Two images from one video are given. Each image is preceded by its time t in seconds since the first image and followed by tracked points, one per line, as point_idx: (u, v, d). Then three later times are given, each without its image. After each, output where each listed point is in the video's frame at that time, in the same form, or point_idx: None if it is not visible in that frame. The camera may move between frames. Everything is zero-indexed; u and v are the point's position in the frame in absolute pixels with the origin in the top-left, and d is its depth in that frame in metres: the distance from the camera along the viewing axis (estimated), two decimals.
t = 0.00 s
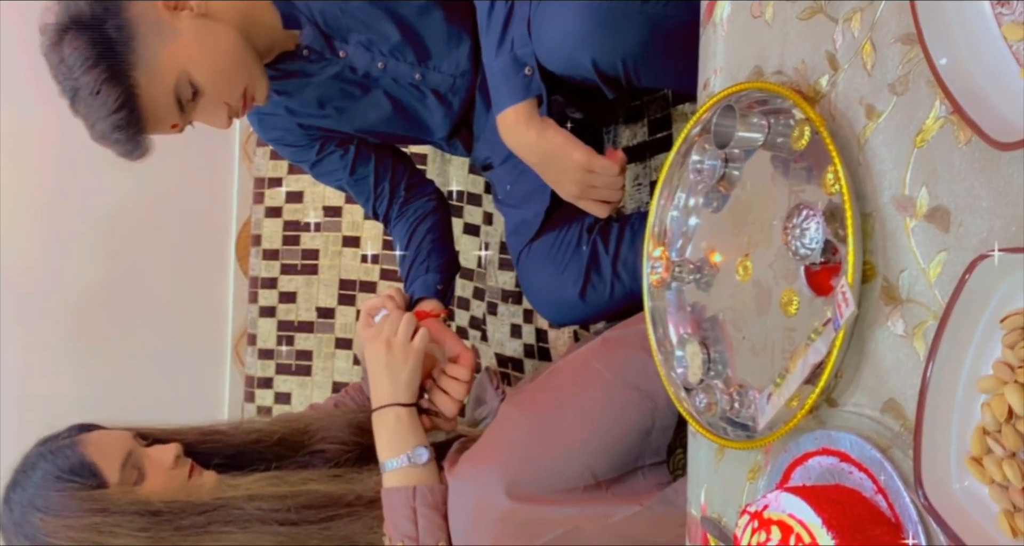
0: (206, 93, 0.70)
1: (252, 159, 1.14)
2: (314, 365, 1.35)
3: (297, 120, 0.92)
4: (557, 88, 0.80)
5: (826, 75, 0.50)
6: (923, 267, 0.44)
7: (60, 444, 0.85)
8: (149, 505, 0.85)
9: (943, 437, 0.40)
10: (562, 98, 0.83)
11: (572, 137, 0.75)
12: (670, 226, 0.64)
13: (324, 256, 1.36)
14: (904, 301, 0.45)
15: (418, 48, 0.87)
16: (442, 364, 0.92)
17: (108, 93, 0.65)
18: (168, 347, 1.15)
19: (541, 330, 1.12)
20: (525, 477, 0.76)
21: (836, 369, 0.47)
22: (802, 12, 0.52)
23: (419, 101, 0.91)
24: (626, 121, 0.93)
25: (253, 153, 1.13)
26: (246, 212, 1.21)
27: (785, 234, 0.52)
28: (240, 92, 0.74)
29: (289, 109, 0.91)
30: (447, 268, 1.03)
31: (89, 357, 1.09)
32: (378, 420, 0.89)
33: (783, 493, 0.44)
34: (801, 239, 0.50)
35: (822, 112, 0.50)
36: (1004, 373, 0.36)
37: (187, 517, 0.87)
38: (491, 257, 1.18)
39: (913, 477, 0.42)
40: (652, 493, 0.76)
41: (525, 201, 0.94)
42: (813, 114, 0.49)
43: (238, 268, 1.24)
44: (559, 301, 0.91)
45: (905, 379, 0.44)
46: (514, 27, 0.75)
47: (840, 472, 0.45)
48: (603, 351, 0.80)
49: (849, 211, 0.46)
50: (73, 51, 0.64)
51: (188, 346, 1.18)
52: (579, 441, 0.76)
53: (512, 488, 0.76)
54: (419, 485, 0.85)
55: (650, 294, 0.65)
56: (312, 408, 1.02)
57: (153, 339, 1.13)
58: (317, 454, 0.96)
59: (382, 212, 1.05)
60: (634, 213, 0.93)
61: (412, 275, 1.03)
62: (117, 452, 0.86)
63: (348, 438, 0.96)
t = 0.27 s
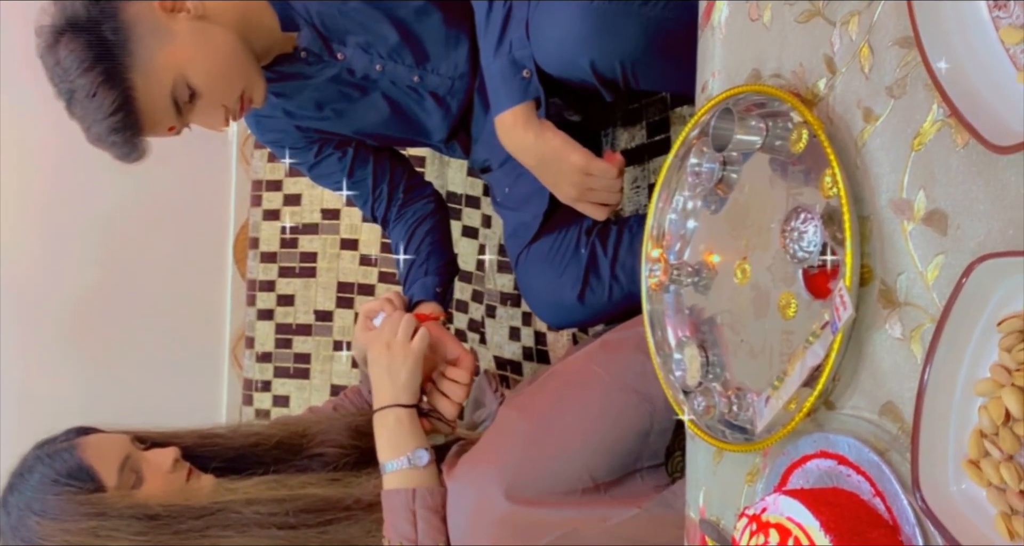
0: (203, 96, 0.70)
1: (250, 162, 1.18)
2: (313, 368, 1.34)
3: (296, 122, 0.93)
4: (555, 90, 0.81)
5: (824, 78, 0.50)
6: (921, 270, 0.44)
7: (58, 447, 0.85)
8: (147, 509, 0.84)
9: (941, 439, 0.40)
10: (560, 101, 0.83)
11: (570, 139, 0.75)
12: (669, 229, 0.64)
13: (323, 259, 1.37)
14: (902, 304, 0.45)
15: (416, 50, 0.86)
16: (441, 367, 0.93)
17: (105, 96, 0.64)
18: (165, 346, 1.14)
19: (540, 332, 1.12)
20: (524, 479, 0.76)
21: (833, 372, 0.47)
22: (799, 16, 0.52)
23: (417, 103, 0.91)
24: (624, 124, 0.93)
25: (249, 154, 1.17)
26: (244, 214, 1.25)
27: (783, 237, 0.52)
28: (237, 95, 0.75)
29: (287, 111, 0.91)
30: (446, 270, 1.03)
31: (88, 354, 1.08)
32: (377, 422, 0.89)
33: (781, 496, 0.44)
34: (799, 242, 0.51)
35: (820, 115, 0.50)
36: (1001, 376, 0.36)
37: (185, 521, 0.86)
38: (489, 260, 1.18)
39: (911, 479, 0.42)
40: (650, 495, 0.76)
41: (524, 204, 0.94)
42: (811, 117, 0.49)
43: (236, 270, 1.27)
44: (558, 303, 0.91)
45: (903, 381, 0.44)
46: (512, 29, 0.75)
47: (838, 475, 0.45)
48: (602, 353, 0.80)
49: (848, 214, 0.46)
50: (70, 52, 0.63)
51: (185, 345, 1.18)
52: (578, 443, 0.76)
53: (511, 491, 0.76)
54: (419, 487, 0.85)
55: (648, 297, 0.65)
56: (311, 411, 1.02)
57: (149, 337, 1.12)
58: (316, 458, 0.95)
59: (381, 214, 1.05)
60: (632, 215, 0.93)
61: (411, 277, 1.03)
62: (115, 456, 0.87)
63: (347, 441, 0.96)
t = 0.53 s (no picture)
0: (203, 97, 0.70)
1: (248, 162, 1.26)
2: (311, 368, 1.30)
3: (294, 122, 0.93)
4: (553, 91, 0.81)
5: (822, 79, 0.50)
6: (920, 272, 0.44)
7: (58, 447, 0.84)
8: (147, 508, 0.84)
9: (940, 439, 0.40)
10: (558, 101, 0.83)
11: (568, 140, 0.75)
12: (667, 229, 0.64)
13: (320, 259, 1.32)
14: (901, 304, 0.45)
15: (414, 51, 0.86)
16: (441, 368, 0.93)
17: (104, 98, 0.64)
18: (164, 345, 1.16)
19: (539, 332, 1.11)
20: (524, 480, 0.76)
21: (832, 373, 0.47)
22: (796, 17, 0.52)
23: (416, 104, 0.91)
24: (622, 125, 0.93)
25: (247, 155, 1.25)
26: (241, 215, 1.29)
27: (781, 238, 0.52)
28: (235, 96, 0.74)
29: (286, 111, 0.92)
30: (444, 271, 1.03)
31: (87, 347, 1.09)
32: (375, 423, 0.89)
33: (780, 497, 0.44)
34: (798, 242, 0.51)
35: (818, 116, 0.50)
36: (1000, 377, 0.37)
37: (185, 520, 0.86)
38: (488, 261, 1.18)
39: (910, 480, 0.42)
40: (648, 495, 0.77)
41: (522, 204, 0.94)
42: (810, 118, 0.49)
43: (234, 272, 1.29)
44: (556, 304, 0.91)
45: (902, 382, 0.44)
46: (511, 30, 0.75)
47: (837, 476, 0.45)
48: (600, 354, 0.80)
49: (846, 215, 0.46)
50: (69, 54, 0.62)
51: (183, 343, 1.20)
52: (578, 444, 0.76)
53: (510, 492, 0.76)
54: (417, 488, 0.84)
55: (646, 299, 0.65)
56: (310, 411, 1.02)
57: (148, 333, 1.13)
58: (315, 458, 0.95)
59: (379, 214, 1.05)
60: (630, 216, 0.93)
61: (409, 278, 1.03)
62: (115, 455, 0.86)
63: (346, 441, 0.96)
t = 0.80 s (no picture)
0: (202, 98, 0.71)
1: (246, 162, 1.27)
2: (311, 369, 1.31)
3: (292, 123, 0.93)
4: (552, 91, 0.81)
5: (821, 79, 0.50)
6: (919, 272, 0.44)
7: (58, 447, 0.84)
8: (146, 509, 0.84)
9: (940, 439, 0.40)
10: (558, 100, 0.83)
11: (568, 140, 0.75)
12: (666, 230, 0.64)
13: (319, 260, 1.33)
14: (899, 305, 0.45)
15: (413, 51, 0.86)
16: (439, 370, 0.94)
17: (102, 98, 0.63)
18: (164, 344, 1.17)
19: (539, 333, 1.11)
20: (524, 480, 0.76)
21: (831, 373, 0.47)
22: (796, 17, 0.52)
23: (415, 104, 0.91)
24: (621, 125, 0.93)
25: (245, 157, 1.26)
26: (240, 216, 1.30)
27: (780, 238, 0.52)
28: (232, 98, 0.76)
29: (284, 111, 0.91)
30: (441, 272, 1.03)
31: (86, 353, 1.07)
32: (375, 422, 0.89)
33: (780, 497, 0.44)
34: (797, 243, 0.51)
35: (818, 116, 0.50)
36: (1000, 377, 0.37)
37: (185, 520, 0.86)
38: (487, 261, 1.18)
39: (908, 480, 0.42)
40: (648, 495, 0.77)
41: (521, 204, 0.94)
42: (809, 118, 0.49)
43: (233, 272, 1.30)
44: (555, 303, 0.91)
45: (900, 383, 0.44)
46: (509, 30, 0.75)
47: (837, 476, 0.45)
48: (600, 354, 0.80)
49: (845, 215, 0.46)
50: (65, 54, 0.61)
51: (183, 347, 1.21)
52: (578, 444, 0.76)
53: (510, 493, 0.76)
54: (418, 488, 0.84)
55: (646, 299, 0.65)
56: (309, 410, 1.03)
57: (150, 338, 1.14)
58: (315, 458, 0.95)
59: (377, 214, 1.05)
60: (629, 216, 0.93)
61: (406, 279, 1.03)
62: (115, 455, 0.86)
63: (346, 442, 0.96)
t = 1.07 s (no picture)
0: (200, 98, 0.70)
1: (247, 164, 1.25)
2: (312, 369, 1.32)
3: (292, 123, 0.93)
4: (552, 92, 0.81)
5: (820, 80, 0.51)
6: (918, 272, 0.44)
7: (59, 449, 0.85)
8: (148, 509, 0.85)
9: (939, 439, 0.40)
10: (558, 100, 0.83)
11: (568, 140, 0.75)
12: (666, 230, 0.64)
13: (319, 261, 1.33)
14: (899, 305, 0.45)
15: (414, 51, 0.86)
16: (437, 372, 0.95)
17: (101, 100, 0.64)
18: (165, 346, 1.18)
19: (539, 333, 1.11)
20: (525, 480, 0.76)
21: (831, 373, 0.47)
22: (796, 17, 0.52)
23: (415, 105, 0.92)
24: (621, 125, 0.94)
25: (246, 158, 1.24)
26: (240, 217, 1.30)
27: (779, 239, 0.52)
28: (232, 99, 0.75)
29: (284, 113, 0.91)
30: (440, 275, 1.04)
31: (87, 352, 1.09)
32: (377, 422, 0.89)
33: (780, 497, 0.44)
34: (796, 243, 0.51)
35: (817, 116, 0.50)
36: (999, 377, 0.37)
37: (185, 521, 0.86)
38: (487, 261, 1.18)
39: (908, 480, 0.42)
40: (649, 495, 0.77)
41: (521, 205, 0.94)
42: (808, 119, 0.49)
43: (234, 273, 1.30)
44: (555, 304, 0.91)
45: (899, 383, 0.44)
46: (508, 31, 0.75)
47: (836, 476, 0.45)
48: (600, 354, 0.80)
49: (844, 215, 0.46)
50: (65, 56, 0.61)
51: (185, 348, 1.21)
52: (578, 444, 0.76)
53: (511, 493, 0.76)
54: (419, 489, 0.85)
55: (646, 299, 0.65)
56: (309, 411, 1.03)
57: (151, 338, 1.15)
58: (316, 458, 0.95)
59: (377, 216, 1.05)
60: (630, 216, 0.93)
61: (405, 281, 1.04)
62: (116, 456, 0.87)
63: (347, 442, 0.96)
